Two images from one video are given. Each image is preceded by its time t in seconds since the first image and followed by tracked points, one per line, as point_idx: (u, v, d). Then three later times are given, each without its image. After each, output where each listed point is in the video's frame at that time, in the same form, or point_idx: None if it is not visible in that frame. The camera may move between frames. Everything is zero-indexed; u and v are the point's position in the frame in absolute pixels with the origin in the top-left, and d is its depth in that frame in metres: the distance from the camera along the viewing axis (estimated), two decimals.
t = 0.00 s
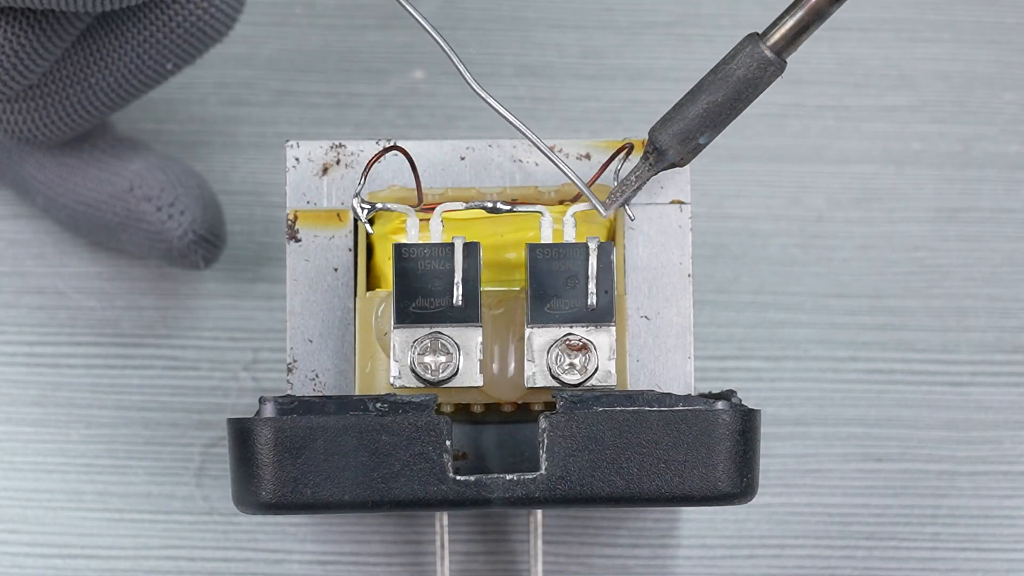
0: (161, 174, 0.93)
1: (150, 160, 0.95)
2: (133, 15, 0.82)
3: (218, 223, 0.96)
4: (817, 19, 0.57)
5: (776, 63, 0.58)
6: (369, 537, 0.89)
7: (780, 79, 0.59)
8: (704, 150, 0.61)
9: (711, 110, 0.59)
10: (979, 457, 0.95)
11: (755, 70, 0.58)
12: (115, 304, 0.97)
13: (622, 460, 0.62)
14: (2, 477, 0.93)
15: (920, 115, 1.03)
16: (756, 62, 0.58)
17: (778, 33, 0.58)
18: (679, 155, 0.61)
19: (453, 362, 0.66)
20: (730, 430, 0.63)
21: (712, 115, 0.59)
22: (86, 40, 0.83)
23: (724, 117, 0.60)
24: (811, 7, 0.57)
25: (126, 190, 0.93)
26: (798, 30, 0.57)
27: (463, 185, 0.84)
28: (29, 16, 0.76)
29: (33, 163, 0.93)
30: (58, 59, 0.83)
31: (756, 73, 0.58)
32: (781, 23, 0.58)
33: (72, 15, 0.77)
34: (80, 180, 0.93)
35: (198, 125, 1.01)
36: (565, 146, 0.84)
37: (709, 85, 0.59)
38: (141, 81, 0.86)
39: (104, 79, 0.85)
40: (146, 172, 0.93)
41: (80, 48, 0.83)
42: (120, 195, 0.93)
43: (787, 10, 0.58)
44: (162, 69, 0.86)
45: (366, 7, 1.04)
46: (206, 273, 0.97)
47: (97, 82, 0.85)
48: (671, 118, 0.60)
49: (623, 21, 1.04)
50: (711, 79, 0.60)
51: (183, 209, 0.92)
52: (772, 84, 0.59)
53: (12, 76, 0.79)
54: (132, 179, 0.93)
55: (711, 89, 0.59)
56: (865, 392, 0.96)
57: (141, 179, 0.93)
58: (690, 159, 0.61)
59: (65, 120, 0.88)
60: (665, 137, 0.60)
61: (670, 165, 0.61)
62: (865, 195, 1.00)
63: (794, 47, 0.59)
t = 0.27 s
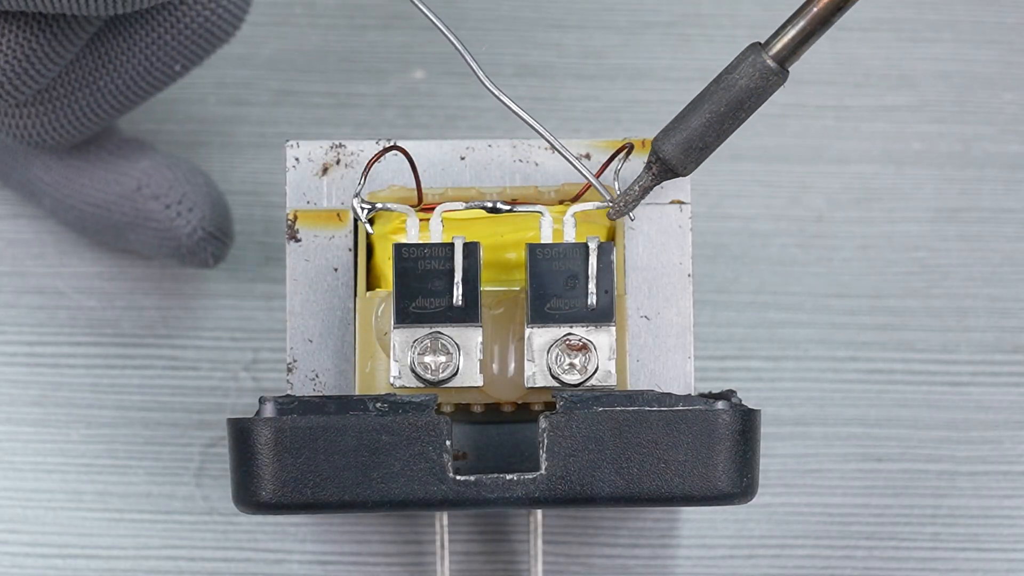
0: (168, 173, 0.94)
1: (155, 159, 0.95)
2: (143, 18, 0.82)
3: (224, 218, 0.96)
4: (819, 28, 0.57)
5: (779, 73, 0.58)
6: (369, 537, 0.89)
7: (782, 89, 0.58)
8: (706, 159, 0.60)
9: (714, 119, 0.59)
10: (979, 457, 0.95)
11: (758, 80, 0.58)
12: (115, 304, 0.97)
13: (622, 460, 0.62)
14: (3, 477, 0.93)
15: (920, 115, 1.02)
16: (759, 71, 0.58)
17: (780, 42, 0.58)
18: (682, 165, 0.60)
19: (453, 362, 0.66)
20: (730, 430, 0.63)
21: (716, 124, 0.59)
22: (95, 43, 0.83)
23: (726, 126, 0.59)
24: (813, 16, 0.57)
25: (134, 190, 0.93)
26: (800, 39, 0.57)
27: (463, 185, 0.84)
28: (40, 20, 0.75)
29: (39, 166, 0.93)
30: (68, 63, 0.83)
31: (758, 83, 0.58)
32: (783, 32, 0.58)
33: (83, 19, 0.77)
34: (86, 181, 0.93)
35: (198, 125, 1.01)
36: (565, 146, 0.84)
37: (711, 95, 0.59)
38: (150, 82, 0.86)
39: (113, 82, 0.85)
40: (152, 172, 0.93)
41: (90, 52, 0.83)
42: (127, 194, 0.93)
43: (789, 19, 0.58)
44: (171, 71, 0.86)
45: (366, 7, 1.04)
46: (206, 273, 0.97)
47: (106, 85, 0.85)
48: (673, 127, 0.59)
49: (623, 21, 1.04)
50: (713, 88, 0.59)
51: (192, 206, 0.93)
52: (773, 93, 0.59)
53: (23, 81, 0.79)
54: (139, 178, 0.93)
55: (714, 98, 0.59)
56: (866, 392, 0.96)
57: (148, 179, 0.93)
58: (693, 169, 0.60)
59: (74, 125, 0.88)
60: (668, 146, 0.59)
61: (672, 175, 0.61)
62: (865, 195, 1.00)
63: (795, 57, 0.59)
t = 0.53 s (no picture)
0: (179, 176, 0.94)
1: (165, 162, 0.95)
2: (156, 25, 0.83)
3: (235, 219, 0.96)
4: (817, 31, 0.56)
5: (776, 76, 0.58)
6: (369, 537, 0.89)
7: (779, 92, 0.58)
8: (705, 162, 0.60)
9: (711, 123, 0.59)
10: (979, 457, 0.95)
11: (754, 84, 0.58)
12: (115, 304, 0.97)
13: (622, 460, 0.62)
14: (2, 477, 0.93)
15: (920, 115, 1.03)
16: (756, 75, 0.58)
17: (777, 45, 0.58)
18: (679, 168, 0.60)
19: (453, 362, 0.66)
20: (730, 430, 0.63)
21: (713, 127, 0.59)
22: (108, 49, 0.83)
23: (724, 129, 0.59)
24: (810, 20, 0.56)
25: (144, 192, 0.93)
26: (797, 43, 0.57)
27: (463, 185, 0.84)
28: (56, 27, 0.76)
29: (49, 171, 0.94)
30: (83, 70, 0.83)
31: (755, 87, 0.58)
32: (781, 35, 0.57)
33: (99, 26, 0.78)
34: (96, 185, 0.93)
35: (197, 125, 1.01)
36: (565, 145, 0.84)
37: (709, 98, 0.59)
38: (161, 88, 0.87)
39: (126, 87, 0.86)
40: (162, 174, 0.93)
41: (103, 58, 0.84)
42: (138, 197, 0.93)
43: (786, 22, 0.57)
44: (182, 76, 0.87)
45: (366, 7, 1.04)
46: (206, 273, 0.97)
47: (117, 90, 0.86)
48: (670, 131, 0.59)
49: (623, 21, 1.05)
50: (710, 91, 0.59)
51: (204, 209, 0.93)
52: (771, 97, 0.59)
53: (38, 89, 0.79)
54: (149, 181, 0.93)
55: (711, 102, 0.59)
56: (865, 392, 0.96)
57: (158, 181, 0.93)
58: (691, 171, 0.60)
59: (79, 128, 0.88)
60: (664, 150, 0.60)
61: (670, 178, 0.61)
62: (865, 195, 1.00)
63: (793, 60, 0.58)
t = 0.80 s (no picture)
0: (188, 186, 0.95)
1: (175, 173, 0.96)
2: (164, 37, 0.87)
3: (244, 224, 0.96)
4: (820, 34, 0.58)
5: (779, 78, 0.59)
6: (369, 537, 0.89)
7: (782, 94, 0.59)
8: (708, 163, 0.61)
9: (715, 125, 0.60)
10: (979, 457, 0.95)
11: (758, 85, 0.59)
12: (115, 303, 0.97)
13: (622, 460, 0.62)
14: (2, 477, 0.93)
15: (920, 114, 1.03)
16: (760, 77, 0.59)
17: (780, 48, 0.59)
18: (683, 169, 0.61)
19: (453, 362, 0.66)
20: (730, 430, 0.63)
21: (716, 129, 0.60)
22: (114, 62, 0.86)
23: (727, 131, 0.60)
24: (814, 22, 0.57)
25: (155, 203, 0.94)
26: (800, 46, 0.58)
27: (463, 185, 0.84)
28: (66, 43, 0.78)
29: (58, 181, 0.95)
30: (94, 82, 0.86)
31: (758, 89, 0.59)
32: (784, 37, 0.59)
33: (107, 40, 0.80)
34: (106, 196, 0.95)
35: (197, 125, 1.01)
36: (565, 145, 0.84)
37: (713, 99, 0.60)
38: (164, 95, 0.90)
39: (135, 100, 0.89)
40: (174, 184, 0.94)
41: (113, 72, 0.87)
42: (149, 207, 0.94)
43: (789, 25, 0.59)
44: (183, 82, 0.90)
45: (367, 7, 1.04)
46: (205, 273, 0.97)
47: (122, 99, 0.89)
48: (675, 132, 0.60)
49: (624, 21, 1.05)
50: (715, 93, 0.60)
51: (212, 218, 0.93)
52: (774, 98, 0.60)
53: (48, 102, 0.81)
54: (160, 191, 0.94)
55: (715, 103, 0.60)
56: (866, 392, 0.96)
57: (169, 191, 0.94)
58: (694, 172, 0.61)
59: (89, 139, 0.90)
60: (669, 152, 0.60)
61: (674, 179, 0.62)
62: (865, 195, 1.00)
63: (795, 62, 0.60)
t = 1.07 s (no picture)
0: (190, 186, 0.97)
1: (177, 173, 0.98)
2: (164, 38, 0.88)
3: (243, 219, 0.98)
4: (815, 28, 0.57)
5: (774, 72, 0.59)
6: (369, 537, 0.89)
7: (778, 88, 0.59)
8: (705, 155, 0.62)
9: (709, 119, 0.61)
10: (979, 457, 0.95)
11: (753, 80, 0.59)
12: (115, 303, 0.97)
13: (622, 459, 0.62)
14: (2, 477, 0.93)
15: (920, 114, 1.03)
16: (756, 70, 0.59)
17: (777, 41, 0.58)
18: (680, 162, 0.63)
19: (453, 362, 0.66)
20: (730, 429, 0.63)
21: (710, 123, 0.61)
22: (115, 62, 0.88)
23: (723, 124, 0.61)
24: (808, 16, 0.56)
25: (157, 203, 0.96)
26: (796, 39, 0.58)
27: (463, 184, 0.84)
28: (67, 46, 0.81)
29: (59, 181, 0.95)
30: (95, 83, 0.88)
31: (753, 83, 0.59)
32: (780, 30, 0.58)
33: (107, 42, 0.82)
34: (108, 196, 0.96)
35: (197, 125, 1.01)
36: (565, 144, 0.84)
37: (708, 93, 0.60)
38: (165, 95, 0.92)
39: (137, 100, 0.91)
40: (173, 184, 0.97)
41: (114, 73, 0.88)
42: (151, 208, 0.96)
43: (787, 17, 0.58)
44: (182, 81, 0.91)
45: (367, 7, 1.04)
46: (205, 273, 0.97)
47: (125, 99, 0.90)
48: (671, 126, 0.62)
49: (624, 21, 1.05)
50: (711, 87, 0.61)
51: (214, 218, 0.96)
52: (772, 91, 0.60)
53: (50, 102, 0.84)
54: (161, 191, 0.96)
55: (710, 97, 0.60)
56: (866, 392, 0.96)
57: (169, 191, 0.96)
58: (691, 165, 0.63)
59: (91, 140, 0.91)
60: (665, 146, 0.62)
61: (672, 171, 0.64)
62: (865, 195, 1.00)
63: (793, 54, 0.59)
